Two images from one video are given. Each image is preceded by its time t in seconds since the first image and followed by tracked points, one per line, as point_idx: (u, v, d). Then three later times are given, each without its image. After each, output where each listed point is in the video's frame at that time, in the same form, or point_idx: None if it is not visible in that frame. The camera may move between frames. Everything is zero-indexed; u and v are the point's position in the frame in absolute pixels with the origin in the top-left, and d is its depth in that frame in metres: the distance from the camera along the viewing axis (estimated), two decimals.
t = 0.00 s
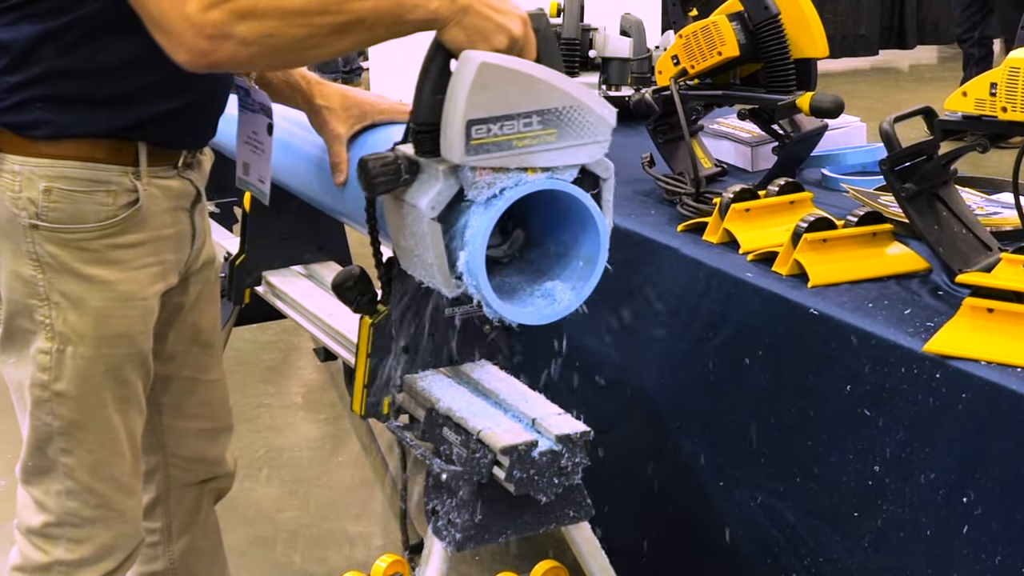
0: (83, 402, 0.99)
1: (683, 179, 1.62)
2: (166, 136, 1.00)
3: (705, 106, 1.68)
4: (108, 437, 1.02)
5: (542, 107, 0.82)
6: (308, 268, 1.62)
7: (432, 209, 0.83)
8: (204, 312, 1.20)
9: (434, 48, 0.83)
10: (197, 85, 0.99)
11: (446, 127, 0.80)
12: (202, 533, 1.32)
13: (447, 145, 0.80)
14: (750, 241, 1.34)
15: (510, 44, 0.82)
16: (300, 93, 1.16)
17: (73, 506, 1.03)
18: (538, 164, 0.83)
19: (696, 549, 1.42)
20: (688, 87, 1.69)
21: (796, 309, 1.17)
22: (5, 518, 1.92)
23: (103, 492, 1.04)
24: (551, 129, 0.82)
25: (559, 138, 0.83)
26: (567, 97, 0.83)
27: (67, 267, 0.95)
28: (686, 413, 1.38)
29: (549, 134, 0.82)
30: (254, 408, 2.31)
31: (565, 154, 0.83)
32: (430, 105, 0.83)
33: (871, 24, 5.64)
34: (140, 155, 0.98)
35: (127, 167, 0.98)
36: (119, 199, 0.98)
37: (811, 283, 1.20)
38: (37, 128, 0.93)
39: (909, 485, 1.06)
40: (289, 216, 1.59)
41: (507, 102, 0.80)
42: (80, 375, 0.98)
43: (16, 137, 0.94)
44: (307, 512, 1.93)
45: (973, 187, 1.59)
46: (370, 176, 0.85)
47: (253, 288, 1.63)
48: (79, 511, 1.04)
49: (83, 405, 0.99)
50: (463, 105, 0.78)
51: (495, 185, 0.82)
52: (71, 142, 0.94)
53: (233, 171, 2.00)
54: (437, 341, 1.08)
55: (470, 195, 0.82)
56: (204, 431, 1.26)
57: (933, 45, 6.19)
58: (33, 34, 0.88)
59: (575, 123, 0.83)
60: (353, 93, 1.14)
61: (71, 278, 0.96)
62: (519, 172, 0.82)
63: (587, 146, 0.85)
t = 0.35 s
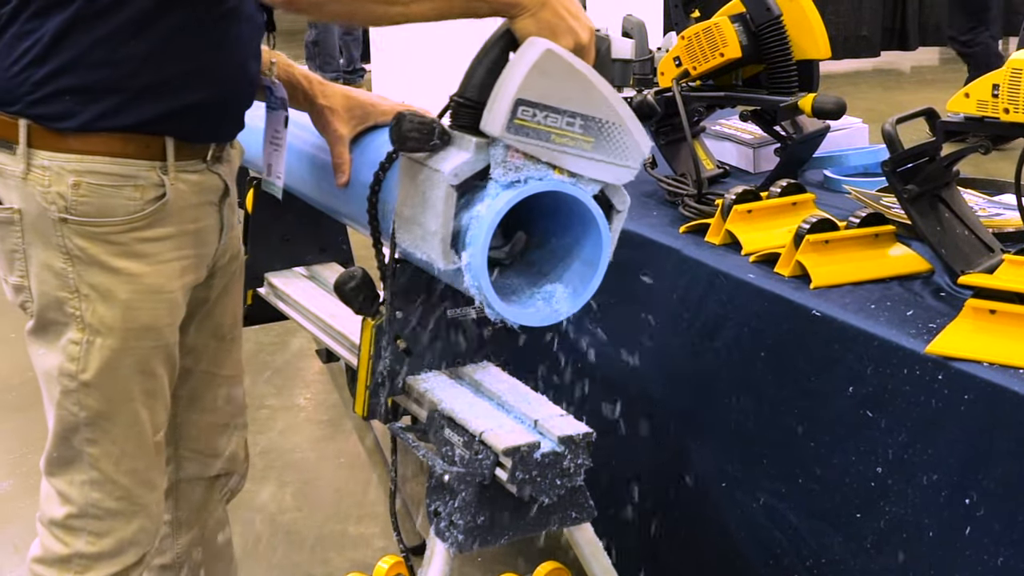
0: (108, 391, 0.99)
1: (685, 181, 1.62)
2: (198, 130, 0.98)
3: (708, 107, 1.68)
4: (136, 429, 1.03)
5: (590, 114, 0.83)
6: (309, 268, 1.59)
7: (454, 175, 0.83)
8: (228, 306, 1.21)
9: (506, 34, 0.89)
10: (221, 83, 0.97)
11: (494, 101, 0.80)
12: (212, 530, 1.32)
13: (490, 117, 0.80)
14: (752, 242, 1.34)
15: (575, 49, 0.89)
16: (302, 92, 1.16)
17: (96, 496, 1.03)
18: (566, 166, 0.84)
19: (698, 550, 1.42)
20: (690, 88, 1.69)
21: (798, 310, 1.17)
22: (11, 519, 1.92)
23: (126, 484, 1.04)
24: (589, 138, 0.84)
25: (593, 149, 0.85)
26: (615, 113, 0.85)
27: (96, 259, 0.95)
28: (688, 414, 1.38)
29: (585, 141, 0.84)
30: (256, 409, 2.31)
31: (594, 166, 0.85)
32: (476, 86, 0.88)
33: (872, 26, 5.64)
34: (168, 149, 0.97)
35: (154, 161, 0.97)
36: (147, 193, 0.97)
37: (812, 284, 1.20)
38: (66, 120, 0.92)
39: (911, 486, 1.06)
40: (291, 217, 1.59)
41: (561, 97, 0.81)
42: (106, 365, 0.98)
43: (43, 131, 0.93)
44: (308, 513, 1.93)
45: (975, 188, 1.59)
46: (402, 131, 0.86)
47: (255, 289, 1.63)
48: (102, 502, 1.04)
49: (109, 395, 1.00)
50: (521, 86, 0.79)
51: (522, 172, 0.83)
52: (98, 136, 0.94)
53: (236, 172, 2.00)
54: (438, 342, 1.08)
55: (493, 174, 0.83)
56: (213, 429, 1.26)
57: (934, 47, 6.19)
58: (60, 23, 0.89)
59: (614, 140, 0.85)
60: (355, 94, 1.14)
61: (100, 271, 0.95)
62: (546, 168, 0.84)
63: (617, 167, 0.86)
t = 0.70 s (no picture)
0: (121, 376, 0.99)
1: (683, 178, 1.62)
2: (213, 122, 0.99)
3: (706, 105, 1.68)
4: (146, 419, 1.03)
5: (622, 131, 0.87)
6: (308, 266, 1.59)
7: (480, 147, 0.83)
8: (239, 303, 1.21)
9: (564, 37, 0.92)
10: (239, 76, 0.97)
11: (541, 87, 0.83)
12: (215, 527, 1.31)
13: (532, 100, 0.83)
14: (751, 240, 1.34)
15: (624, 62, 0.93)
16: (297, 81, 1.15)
17: (104, 485, 1.03)
18: (587, 174, 0.87)
19: (697, 547, 1.42)
20: (688, 86, 1.69)
21: (795, 308, 1.17)
22: (11, 515, 1.91)
23: (136, 474, 1.04)
24: (614, 155, 0.87)
25: (616, 168, 0.87)
26: (645, 138, 0.88)
27: (111, 246, 0.96)
28: (686, 411, 1.38)
29: (610, 157, 0.87)
30: (253, 407, 2.31)
31: (613, 183, 0.87)
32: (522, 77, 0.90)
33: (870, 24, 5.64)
34: (184, 139, 0.97)
35: (171, 151, 0.97)
36: (163, 181, 0.97)
37: (810, 282, 1.20)
38: (86, 102, 0.94)
39: (909, 484, 1.06)
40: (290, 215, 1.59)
41: (601, 103, 0.85)
42: (120, 352, 0.98)
43: (62, 119, 0.95)
44: (307, 511, 1.93)
45: (973, 187, 1.59)
46: (440, 96, 0.86)
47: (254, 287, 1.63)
48: (110, 491, 1.04)
49: (121, 380, 1.00)
50: (571, 79, 0.83)
51: (545, 163, 0.85)
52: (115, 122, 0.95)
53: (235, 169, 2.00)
54: (437, 340, 1.08)
55: (517, 158, 0.85)
56: (215, 423, 1.26)
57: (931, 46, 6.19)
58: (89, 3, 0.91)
59: (637, 165, 0.88)
60: (354, 88, 1.13)
61: (115, 258, 0.96)
62: (568, 169, 0.86)
63: (633, 193, 0.88)
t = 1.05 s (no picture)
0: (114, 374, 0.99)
1: (682, 179, 1.62)
2: (213, 122, 0.99)
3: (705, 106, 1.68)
4: (138, 418, 1.02)
5: (640, 151, 0.88)
6: (306, 266, 1.58)
7: (500, 137, 0.85)
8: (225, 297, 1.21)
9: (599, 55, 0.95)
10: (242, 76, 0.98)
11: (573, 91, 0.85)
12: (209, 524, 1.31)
13: (561, 102, 0.85)
14: (750, 241, 1.35)
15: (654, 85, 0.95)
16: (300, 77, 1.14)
17: (97, 485, 1.03)
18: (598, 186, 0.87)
19: (694, 548, 1.42)
20: (687, 87, 1.69)
21: (793, 308, 1.17)
22: (9, 512, 1.92)
23: (128, 471, 1.04)
24: (627, 174, 0.88)
25: (626, 186, 0.89)
26: (660, 164, 0.90)
27: (108, 242, 0.96)
28: (684, 411, 1.38)
29: (623, 174, 0.88)
30: (252, 406, 2.31)
31: (621, 201, 0.88)
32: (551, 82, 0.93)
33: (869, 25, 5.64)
34: (183, 138, 0.98)
35: (169, 149, 0.98)
36: (161, 179, 0.97)
37: (809, 283, 1.20)
38: (93, 93, 0.94)
39: (907, 485, 1.06)
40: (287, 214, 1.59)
41: (627, 118, 0.87)
42: (114, 350, 0.98)
43: (62, 112, 0.95)
44: (305, 510, 1.93)
45: (972, 188, 1.59)
46: (469, 84, 0.90)
47: (253, 286, 1.63)
48: (103, 490, 1.04)
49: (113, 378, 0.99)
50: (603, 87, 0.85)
51: (560, 164, 0.85)
52: (113, 117, 0.95)
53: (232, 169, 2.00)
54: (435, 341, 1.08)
55: (535, 156, 0.85)
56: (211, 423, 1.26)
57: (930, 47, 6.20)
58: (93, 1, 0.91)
59: (648, 188, 0.90)
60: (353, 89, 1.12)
61: (112, 254, 0.96)
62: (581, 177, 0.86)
63: (638, 216, 0.89)
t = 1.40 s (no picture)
0: (105, 381, 0.99)
1: (681, 179, 1.62)
2: (199, 124, 0.99)
3: (705, 106, 1.69)
4: (129, 421, 1.02)
5: (620, 132, 0.87)
6: (306, 266, 1.60)
7: (479, 147, 0.84)
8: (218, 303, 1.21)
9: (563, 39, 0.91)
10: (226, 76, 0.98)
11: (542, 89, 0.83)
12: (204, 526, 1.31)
13: (533, 99, 0.83)
14: (749, 241, 1.35)
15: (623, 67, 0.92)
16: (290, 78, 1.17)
17: (89, 489, 1.03)
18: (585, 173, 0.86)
19: (693, 549, 1.42)
20: (687, 87, 1.69)
21: (793, 308, 1.17)
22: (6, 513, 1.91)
23: (120, 475, 1.04)
24: (613, 156, 0.87)
25: (615, 166, 0.87)
26: (643, 140, 0.88)
27: (92, 246, 0.96)
28: (682, 412, 1.38)
29: (610, 159, 0.87)
30: (251, 406, 2.31)
31: (610, 185, 0.87)
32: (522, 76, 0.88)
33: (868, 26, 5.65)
34: (166, 140, 0.98)
35: (152, 152, 0.98)
36: (145, 181, 0.98)
37: (809, 283, 1.20)
38: (69, 100, 0.94)
39: (906, 486, 1.06)
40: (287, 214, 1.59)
41: (602, 105, 0.85)
42: (102, 356, 0.98)
43: (43, 116, 0.94)
44: (304, 510, 1.93)
45: (971, 189, 1.59)
46: (440, 95, 0.86)
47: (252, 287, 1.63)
48: (96, 495, 1.03)
49: (103, 385, 0.99)
50: (572, 80, 0.83)
51: (542, 164, 0.85)
52: (96, 121, 0.95)
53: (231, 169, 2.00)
54: (433, 341, 1.07)
55: (517, 159, 0.85)
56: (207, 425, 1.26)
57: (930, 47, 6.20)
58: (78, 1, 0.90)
59: (635, 167, 0.88)
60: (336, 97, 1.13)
61: (96, 258, 0.96)
62: (567, 173, 0.86)
63: (631, 195, 0.89)
